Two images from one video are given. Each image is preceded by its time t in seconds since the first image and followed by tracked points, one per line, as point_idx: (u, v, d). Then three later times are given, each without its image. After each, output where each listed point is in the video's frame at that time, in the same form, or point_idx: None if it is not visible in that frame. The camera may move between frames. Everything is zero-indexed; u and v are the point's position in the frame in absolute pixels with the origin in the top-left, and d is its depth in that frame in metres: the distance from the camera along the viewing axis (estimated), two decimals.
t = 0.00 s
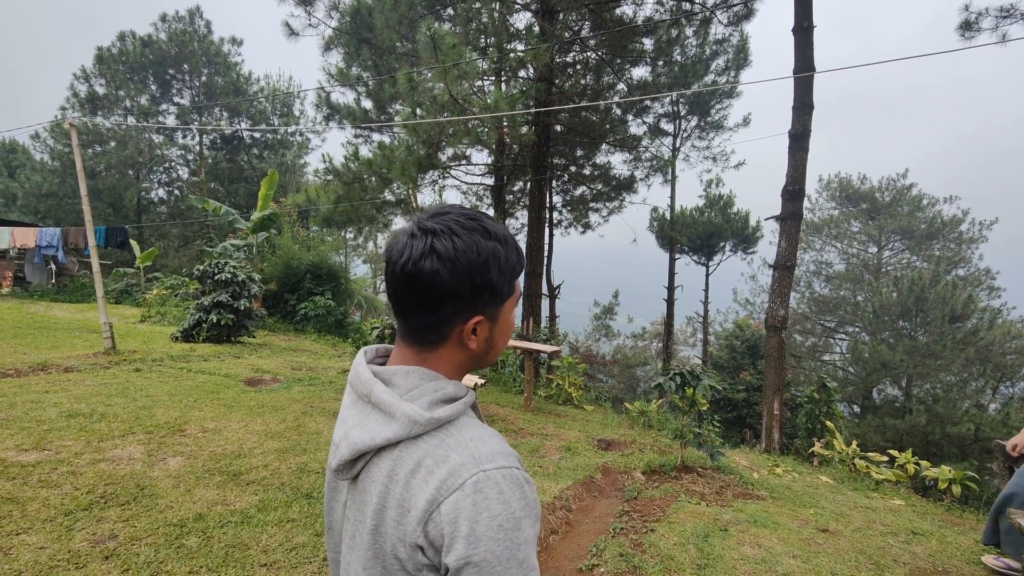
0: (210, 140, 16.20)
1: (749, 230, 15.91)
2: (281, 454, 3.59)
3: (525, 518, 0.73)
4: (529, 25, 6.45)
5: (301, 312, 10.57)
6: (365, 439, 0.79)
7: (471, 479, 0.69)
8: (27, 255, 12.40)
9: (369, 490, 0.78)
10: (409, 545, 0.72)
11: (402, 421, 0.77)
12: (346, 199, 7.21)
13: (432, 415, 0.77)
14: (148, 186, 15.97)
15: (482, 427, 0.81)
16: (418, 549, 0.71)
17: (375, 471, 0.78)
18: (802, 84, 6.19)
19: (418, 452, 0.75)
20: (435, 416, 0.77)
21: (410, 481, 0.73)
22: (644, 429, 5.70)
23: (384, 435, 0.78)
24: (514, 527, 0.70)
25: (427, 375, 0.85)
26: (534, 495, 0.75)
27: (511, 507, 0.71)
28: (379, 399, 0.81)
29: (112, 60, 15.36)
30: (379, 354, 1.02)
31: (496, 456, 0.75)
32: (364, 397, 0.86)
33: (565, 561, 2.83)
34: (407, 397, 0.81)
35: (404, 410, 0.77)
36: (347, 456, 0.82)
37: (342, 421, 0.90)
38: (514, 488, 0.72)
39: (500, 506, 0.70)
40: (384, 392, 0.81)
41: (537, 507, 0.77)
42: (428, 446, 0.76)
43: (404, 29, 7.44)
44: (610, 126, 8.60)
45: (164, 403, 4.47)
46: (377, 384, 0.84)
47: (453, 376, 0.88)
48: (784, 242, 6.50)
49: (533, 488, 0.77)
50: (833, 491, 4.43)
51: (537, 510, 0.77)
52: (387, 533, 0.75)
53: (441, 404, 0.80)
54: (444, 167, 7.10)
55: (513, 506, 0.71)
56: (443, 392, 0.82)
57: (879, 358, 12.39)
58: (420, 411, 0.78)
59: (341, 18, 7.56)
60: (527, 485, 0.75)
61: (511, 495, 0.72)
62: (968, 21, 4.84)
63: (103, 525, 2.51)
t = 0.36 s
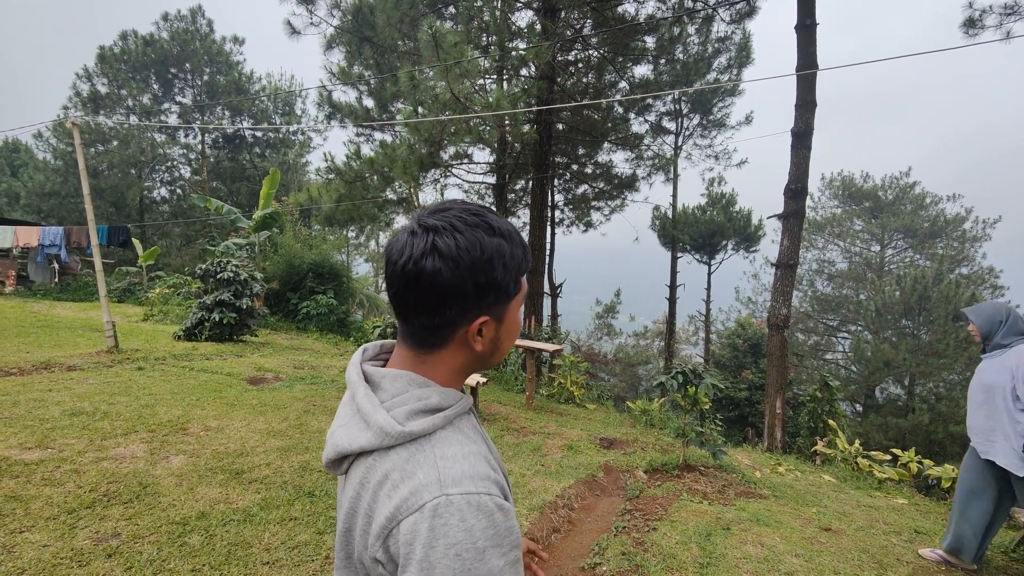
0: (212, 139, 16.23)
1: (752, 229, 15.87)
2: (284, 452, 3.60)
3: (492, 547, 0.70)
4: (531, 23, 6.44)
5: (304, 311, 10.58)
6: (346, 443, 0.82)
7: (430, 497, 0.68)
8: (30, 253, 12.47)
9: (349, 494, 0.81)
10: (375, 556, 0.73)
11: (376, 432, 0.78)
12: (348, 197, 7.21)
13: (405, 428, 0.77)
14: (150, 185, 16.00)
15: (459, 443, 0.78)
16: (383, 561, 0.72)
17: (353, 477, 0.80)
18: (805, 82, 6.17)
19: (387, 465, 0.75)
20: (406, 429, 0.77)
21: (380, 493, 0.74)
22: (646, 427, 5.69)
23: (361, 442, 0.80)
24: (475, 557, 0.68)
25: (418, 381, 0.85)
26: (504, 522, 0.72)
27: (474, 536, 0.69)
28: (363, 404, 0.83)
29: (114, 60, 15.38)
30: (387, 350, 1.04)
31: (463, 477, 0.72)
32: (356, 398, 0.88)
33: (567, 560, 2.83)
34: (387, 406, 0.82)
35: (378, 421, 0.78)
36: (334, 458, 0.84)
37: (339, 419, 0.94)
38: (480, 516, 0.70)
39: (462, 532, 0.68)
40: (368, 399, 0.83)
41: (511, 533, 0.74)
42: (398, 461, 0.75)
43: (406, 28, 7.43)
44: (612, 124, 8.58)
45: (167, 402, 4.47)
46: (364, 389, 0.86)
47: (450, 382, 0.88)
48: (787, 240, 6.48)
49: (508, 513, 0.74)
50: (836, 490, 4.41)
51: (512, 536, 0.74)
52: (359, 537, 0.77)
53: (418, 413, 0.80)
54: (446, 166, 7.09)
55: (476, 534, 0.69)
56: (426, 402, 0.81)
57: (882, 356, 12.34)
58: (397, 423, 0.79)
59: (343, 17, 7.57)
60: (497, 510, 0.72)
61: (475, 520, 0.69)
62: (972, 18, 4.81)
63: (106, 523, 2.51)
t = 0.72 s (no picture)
0: (215, 138, 16.28)
1: (755, 227, 15.82)
2: (287, 450, 3.60)
3: (446, 559, 0.67)
4: (534, 21, 6.42)
5: (307, 309, 10.60)
6: (339, 432, 0.86)
7: (387, 496, 0.68)
8: (34, 253, 12.55)
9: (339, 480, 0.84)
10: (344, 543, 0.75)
11: (358, 424, 0.81)
12: (350, 196, 7.22)
13: (383, 424, 0.78)
14: (154, 184, 16.04)
15: (435, 445, 0.77)
16: (349, 549, 0.74)
17: (342, 464, 0.84)
18: (809, 79, 6.14)
19: (364, 457, 0.77)
20: (383, 425, 0.77)
21: (354, 481, 0.76)
22: (649, 426, 5.68)
23: (349, 432, 0.83)
24: (426, 566, 0.66)
25: (412, 378, 0.86)
26: (464, 535, 0.68)
27: (427, 543, 0.67)
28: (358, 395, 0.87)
29: (118, 59, 15.40)
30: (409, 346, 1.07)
31: (427, 482, 0.70)
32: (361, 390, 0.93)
33: (570, 558, 2.83)
34: (376, 400, 0.84)
35: (363, 413, 0.81)
36: (335, 444, 0.89)
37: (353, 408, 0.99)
38: (435, 524, 0.67)
39: (415, 538, 0.67)
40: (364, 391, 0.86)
41: (475, 547, 0.70)
42: (372, 457, 0.76)
43: (409, 26, 7.43)
44: (615, 122, 8.56)
45: (171, 400, 4.49)
46: (365, 381, 0.90)
47: (446, 380, 0.87)
48: (790, 238, 6.45)
49: (472, 526, 0.70)
50: (840, 488, 4.40)
51: (476, 551, 0.71)
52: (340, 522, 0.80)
53: (401, 410, 0.81)
54: (449, 164, 7.09)
55: (430, 542, 0.67)
56: (412, 400, 0.82)
57: (886, 355, 12.28)
58: (378, 419, 0.80)
59: (345, 15, 7.57)
60: (457, 522, 0.69)
61: (429, 527, 0.67)
62: (977, 15, 4.78)
63: (111, 520, 2.53)
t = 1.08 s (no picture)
0: (221, 138, 16.36)
1: (761, 225, 15.72)
2: (292, 449, 3.62)
3: (414, 549, 0.66)
4: (538, 19, 6.40)
5: (312, 308, 10.63)
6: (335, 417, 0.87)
7: (361, 479, 0.68)
8: (42, 253, 12.65)
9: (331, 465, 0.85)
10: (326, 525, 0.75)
11: (349, 408, 0.81)
12: (355, 195, 7.24)
13: (370, 410, 0.79)
14: (161, 184, 16.13)
15: (418, 435, 0.75)
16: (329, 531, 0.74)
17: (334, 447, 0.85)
18: (816, 77, 6.09)
19: (350, 440, 0.77)
20: (370, 412, 0.78)
21: (337, 464, 0.77)
22: (654, 425, 5.66)
23: (341, 417, 0.84)
24: (392, 553, 0.65)
25: (408, 370, 0.86)
26: (435, 524, 0.67)
27: (395, 530, 0.66)
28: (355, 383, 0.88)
29: (125, 59, 15.49)
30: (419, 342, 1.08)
31: (403, 470, 0.69)
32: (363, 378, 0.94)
33: (575, 558, 2.82)
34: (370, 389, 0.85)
35: (354, 400, 0.82)
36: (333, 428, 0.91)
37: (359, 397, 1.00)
38: (406, 511, 0.66)
39: (385, 523, 0.66)
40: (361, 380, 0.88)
41: (446, 541, 0.69)
42: (355, 443, 0.77)
43: (413, 25, 7.43)
44: (619, 120, 8.53)
45: (177, 398, 4.52)
46: (363, 371, 0.91)
47: (441, 374, 0.87)
48: (797, 237, 6.41)
49: (445, 517, 0.69)
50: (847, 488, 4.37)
51: (447, 545, 0.69)
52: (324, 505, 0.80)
53: (390, 398, 0.81)
54: (453, 163, 7.09)
55: (397, 529, 0.66)
56: (402, 389, 0.82)
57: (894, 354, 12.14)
58: (368, 405, 0.81)
59: (350, 15, 7.61)
60: (428, 512, 0.67)
61: (399, 513, 0.66)
62: (986, 10, 4.72)
63: (117, 518, 2.54)
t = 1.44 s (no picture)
0: (227, 138, 16.44)
1: (768, 220, 15.59)
2: (300, 447, 3.63)
3: (393, 547, 0.65)
4: (542, 15, 6.37)
5: (319, 306, 10.68)
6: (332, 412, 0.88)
7: (342, 472, 0.67)
8: (52, 253, 12.78)
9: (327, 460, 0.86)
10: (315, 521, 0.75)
11: (343, 403, 0.81)
12: (361, 193, 7.27)
13: (361, 405, 0.78)
14: (168, 184, 16.23)
15: (406, 431, 0.74)
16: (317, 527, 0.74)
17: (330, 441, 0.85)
18: (824, 69, 6.01)
19: (340, 434, 0.77)
20: (361, 407, 0.77)
21: (326, 459, 0.77)
22: (661, 421, 5.63)
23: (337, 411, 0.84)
24: (370, 550, 0.64)
25: (402, 366, 0.86)
26: (415, 523, 0.65)
27: (374, 526, 0.64)
28: (351, 377, 0.89)
29: (131, 60, 15.57)
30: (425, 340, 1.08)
31: (385, 465, 0.68)
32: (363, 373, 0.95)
33: (582, 555, 2.81)
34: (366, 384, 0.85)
35: (348, 394, 0.82)
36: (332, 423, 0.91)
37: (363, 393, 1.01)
38: (385, 508, 0.65)
39: (364, 519, 0.65)
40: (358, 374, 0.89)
41: (427, 540, 0.67)
42: (345, 438, 0.76)
43: (417, 22, 7.41)
44: (625, 116, 8.47)
45: (185, 397, 4.54)
46: (362, 365, 0.92)
47: (435, 371, 0.86)
48: (805, 231, 6.34)
49: (426, 516, 0.67)
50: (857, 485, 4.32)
51: (428, 544, 0.67)
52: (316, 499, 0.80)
53: (382, 393, 0.80)
54: (458, 160, 7.07)
55: (378, 525, 0.65)
56: (394, 384, 0.81)
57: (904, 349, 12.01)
58: (360, 400, 0.80)
59: (353, 13, 7.62)
60: (410, 509, 0.66)
61: (379, 509, 0.65)
62: None
63: (126, 516, 2.55)
